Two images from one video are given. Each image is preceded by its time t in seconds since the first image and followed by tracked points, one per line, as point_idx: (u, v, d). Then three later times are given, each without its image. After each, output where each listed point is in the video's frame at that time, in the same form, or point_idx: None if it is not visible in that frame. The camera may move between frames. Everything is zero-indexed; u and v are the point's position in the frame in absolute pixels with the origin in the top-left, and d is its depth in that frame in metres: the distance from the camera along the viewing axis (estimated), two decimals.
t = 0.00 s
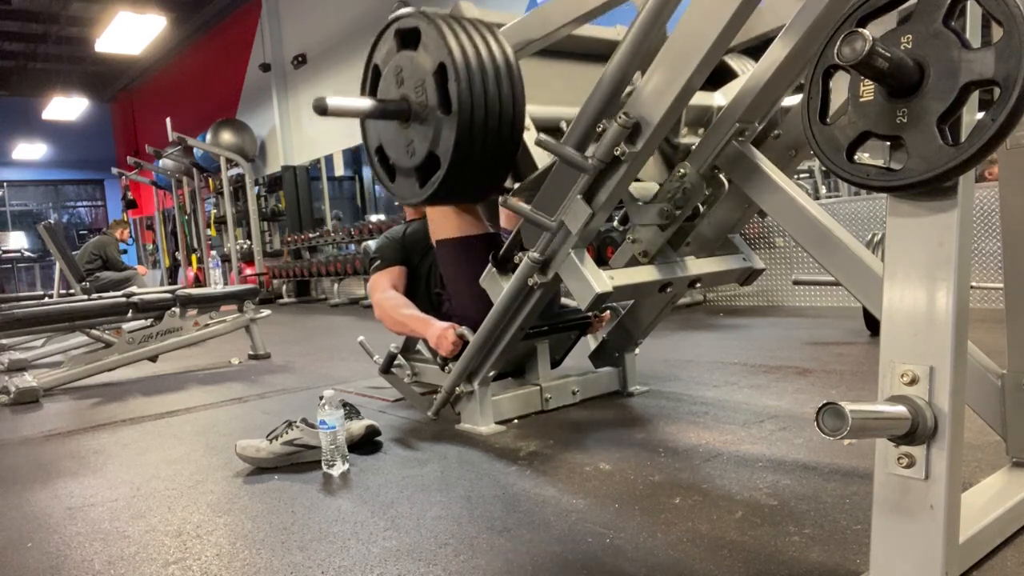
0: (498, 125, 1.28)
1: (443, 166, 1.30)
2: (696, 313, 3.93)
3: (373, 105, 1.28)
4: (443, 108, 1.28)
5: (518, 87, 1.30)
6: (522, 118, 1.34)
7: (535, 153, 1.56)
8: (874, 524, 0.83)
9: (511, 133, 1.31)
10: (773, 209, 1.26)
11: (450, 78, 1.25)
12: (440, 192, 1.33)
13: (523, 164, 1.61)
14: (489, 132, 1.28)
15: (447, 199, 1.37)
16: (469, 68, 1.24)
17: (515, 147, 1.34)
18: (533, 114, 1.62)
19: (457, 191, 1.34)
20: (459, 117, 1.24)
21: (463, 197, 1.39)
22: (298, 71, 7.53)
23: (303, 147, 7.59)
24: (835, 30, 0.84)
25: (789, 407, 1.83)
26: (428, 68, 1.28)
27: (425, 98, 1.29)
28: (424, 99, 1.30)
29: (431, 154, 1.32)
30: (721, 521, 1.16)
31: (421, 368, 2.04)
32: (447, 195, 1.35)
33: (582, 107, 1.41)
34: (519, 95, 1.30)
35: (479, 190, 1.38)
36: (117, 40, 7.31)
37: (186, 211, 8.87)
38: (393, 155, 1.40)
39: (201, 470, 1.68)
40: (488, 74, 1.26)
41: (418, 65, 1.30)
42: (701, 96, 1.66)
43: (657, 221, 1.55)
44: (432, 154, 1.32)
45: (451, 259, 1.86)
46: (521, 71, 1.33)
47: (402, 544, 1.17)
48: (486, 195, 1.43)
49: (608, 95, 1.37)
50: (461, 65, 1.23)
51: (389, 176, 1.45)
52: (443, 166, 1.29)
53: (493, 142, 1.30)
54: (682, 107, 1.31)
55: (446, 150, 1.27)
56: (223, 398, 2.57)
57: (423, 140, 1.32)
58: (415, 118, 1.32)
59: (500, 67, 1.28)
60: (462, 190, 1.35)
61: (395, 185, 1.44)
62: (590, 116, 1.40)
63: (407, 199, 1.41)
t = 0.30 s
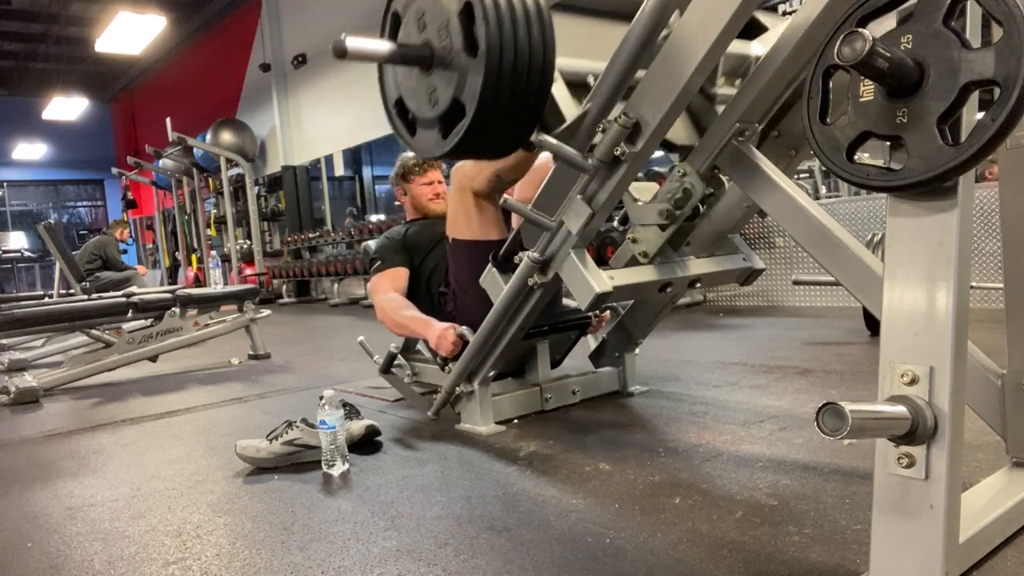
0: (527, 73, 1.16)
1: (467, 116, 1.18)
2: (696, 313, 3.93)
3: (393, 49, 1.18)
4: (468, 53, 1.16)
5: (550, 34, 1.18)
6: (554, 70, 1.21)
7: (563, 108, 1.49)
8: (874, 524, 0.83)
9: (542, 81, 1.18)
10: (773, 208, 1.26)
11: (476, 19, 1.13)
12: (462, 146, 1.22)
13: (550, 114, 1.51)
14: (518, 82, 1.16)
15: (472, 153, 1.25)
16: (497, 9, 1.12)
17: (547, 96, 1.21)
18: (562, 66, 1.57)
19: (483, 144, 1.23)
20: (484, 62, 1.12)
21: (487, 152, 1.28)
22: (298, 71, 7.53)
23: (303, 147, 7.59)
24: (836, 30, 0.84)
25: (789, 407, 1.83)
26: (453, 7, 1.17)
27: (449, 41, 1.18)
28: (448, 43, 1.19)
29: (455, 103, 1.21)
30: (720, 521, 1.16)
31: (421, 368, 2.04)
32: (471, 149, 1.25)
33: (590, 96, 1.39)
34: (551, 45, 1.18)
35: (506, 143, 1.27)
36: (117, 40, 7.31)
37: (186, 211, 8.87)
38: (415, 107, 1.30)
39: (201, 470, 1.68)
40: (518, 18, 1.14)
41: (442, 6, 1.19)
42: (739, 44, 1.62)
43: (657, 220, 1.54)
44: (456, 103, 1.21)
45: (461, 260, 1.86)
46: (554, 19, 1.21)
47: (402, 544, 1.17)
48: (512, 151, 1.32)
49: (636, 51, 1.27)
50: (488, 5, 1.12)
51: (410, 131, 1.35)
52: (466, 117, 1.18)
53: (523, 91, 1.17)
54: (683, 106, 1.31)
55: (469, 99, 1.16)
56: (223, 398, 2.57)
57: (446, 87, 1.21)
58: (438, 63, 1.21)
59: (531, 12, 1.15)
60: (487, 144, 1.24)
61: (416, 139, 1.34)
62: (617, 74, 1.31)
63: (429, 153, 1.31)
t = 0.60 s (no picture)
0: (557, 15, 1.24)
1: (497, 57, 1.24)
2: (696, 313, 3.93)
3: None
4: None
5: None
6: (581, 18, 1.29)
7: (593, 58, 1.45)
8: (874, 524, 0.83)
9: (571, 26, 1.26)
10: (773, 209, 1.25)
11: None
12: (489, 89, 1.28)
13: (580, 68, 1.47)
14: (547, 23, 1.23)
15: (496, 101, 1.31)
16: None
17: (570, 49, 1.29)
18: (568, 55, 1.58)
19: (511, 87, 1.28)
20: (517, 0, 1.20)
21: (512, 102, 1.33)
22: (298, 71, 7.54)
23: (303, 146, 7.59)
24: (836, 30, 0.84)
25: (789, 407, 1.83)
26: None
27: None
28: None
29: (482, 45, 1.27)
30: (721, 521, 1.16)
31: (421, 368, 2.04)
32: (497, 95, 1.29)
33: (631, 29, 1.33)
34: None
35: (531, 92, 1.32)
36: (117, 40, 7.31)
37: (186, 211, 8.87)
38: (438, 55, 1.36)
39: (201, 470, 1.68)
40: None
41: None
42: None
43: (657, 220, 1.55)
44: (483, 46, 1.27)
45: (469, 257, 1.86)
46: None
47: (402, 544, 1.17)
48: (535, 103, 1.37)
49: None
50: None
51: (433, 82, 1.41)
52: (496, 59, 1.24)
53: (550, 38, 1.25)
54: (684, 105, 1.31)
55: (500, 37, 1.22)
56: (223, 398, 2.57)
57: (472, 31, 1.27)
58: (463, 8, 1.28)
59: None
60: (513, 90, 1.29)
61: (439, 90, 1.39)
62: (651, 18, 1.29)
63: (453, 101, 1.36)
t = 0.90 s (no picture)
0: (540, 43, 1.21)
1: (483, 83, 1.23)
2: (696, 314, 3.93)
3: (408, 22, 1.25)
4: (480, 23, 1.22)
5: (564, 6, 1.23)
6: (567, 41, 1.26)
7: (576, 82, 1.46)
8: (874, 524, 0.83)
9: (556, 53, 1.23)
10: (773, 209, 1.25)
11: None
12: (476, 114, 1.28)
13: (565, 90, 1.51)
14: (531, 52, 1.21)
15: (484, 124, 1.31)
16: None
17: (558, 74, 1.27)
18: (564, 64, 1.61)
19: (497, 112, 1.28)
20: (498, 31, 1.18)
21: (500, 125, 1.33)
22: (298, 71, 7.54)
23: (303, 146, 7.59)
24: (836, 30, 0.84)
25: (789, 407, 1.83)
26: None
27: (463, 13, 1.24)
28: (461, 15, 1.25)
29: (467, 73, 1.27)
30: (721, 521, 1.16)
31: (421, 368, 2.04)
32: (485, 120, 1.30)
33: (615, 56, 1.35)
34: (565, 16, 1.23)
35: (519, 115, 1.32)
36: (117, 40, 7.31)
37: (186, 211, 8.87)
38: (428, 79, 1.36)
39: (201, 470, 1.68)
40: None
41: None
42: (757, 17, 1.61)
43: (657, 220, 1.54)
44: (469, 74, 1.27)
45: (464, 258, 1.86)
46: None
47: (402, 544, 1.17)
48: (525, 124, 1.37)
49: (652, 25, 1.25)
50: None
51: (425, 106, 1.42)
52: (480, 88, 1.24)
53: (535, 65, 1.23)
54: (684, 105, 1.31)
55: (483, 68, 1.22)
56: (223, 398, 2.57)
57: (459, 59, 1.27)
58: (451, 35, 1.28)
59: None
60: (501, 114, 1.29)
61: (430, 113, 1.40)
62: (633, 48, 1.31)
63: (442, 126, 1.37)
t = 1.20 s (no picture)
0: (503, 115, 1.26)
1: (448, 156, 1.27)
2: (696, 314, 3.93)
3: (378, 95, 1.26)
4: (447, 98, 1.25)
5: (524, 77, 1.28)
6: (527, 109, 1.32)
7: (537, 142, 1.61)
8: (874, 524, 0.83)
9: (517, 121, 1.29)
10: (773, 209, 1.26)
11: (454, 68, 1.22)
12: (444, 182, 1.31)
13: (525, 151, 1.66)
14: (494, 123, 1.25)
15: (451, 191, 1.35)
16: (474, 57, 1.21)
17: (519, 137, 1.32)
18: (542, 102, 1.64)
19: (463, 178, 1.31)
20: (464, 107, 1.22)
21: (466, 188, 1.36)
22: (298, 71, 7.54)
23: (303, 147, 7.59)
24: (836, 30, 0.84)
25: (789, 407, 1.83)
26: (433, 57, 1.26)
27: (430, 87, 1.27)
28: (429, 89, 1.28)
29: (436, 144, 1.30)
30: (721, 521, 1.16)
31: (421, 368, 2.04)
32: (452, 185, 1.33)
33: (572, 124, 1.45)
34: (524, 88, 1.28)
35: (484, 179, 1.36)
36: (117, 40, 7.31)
37: (186, 211, 8.86)
38: (398, 144, 1.38)
39: (201, 470, 1.68)
40: (494, 65, 1.23)
41: (422, 54, 1.28)
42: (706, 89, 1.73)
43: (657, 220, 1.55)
44: (437, 145, 1.30)
45: (456, 262, 1.85)
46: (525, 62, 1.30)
47: (402, 544, 1.17)
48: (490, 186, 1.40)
49: (613, 88, 1.37)
50: (466, 53, 1.21)
51: (395, 167, 1.43)
52: (447, 157, 1.27)
53: (497, 135, 1.27)
54: (683, 106, 1.31)
55: (450, 139, 1.25)
56: (223, 398, 2.57)
57: (427, 130, 1.30)
58: (419, 107, 1.30)
59: (505, 57, 1.25)
60: (467, 180, 1.33)
61: (399, 176, 1.42)
62: (592, 112, 1.41)
63: (412, 189, 1.39)
